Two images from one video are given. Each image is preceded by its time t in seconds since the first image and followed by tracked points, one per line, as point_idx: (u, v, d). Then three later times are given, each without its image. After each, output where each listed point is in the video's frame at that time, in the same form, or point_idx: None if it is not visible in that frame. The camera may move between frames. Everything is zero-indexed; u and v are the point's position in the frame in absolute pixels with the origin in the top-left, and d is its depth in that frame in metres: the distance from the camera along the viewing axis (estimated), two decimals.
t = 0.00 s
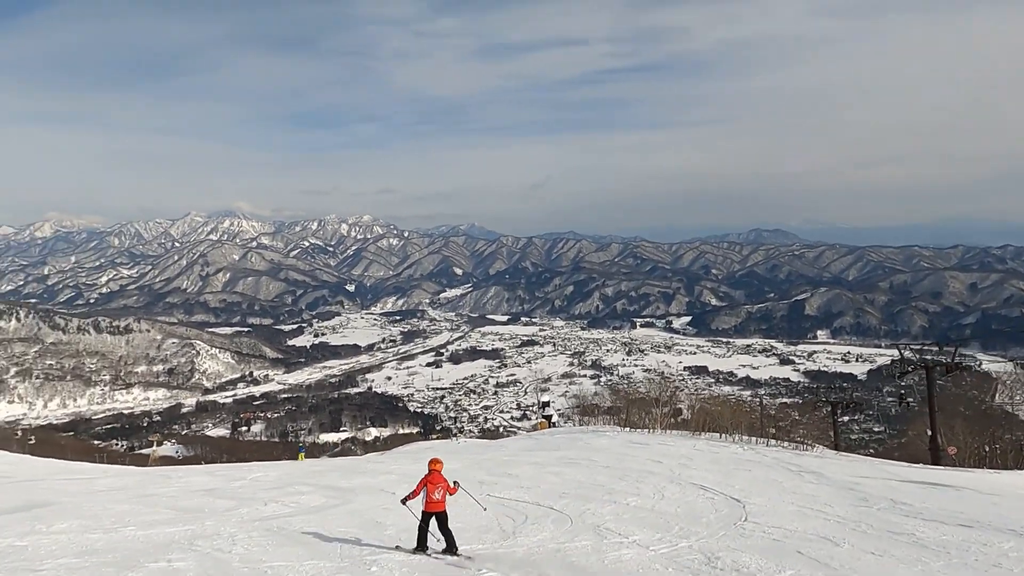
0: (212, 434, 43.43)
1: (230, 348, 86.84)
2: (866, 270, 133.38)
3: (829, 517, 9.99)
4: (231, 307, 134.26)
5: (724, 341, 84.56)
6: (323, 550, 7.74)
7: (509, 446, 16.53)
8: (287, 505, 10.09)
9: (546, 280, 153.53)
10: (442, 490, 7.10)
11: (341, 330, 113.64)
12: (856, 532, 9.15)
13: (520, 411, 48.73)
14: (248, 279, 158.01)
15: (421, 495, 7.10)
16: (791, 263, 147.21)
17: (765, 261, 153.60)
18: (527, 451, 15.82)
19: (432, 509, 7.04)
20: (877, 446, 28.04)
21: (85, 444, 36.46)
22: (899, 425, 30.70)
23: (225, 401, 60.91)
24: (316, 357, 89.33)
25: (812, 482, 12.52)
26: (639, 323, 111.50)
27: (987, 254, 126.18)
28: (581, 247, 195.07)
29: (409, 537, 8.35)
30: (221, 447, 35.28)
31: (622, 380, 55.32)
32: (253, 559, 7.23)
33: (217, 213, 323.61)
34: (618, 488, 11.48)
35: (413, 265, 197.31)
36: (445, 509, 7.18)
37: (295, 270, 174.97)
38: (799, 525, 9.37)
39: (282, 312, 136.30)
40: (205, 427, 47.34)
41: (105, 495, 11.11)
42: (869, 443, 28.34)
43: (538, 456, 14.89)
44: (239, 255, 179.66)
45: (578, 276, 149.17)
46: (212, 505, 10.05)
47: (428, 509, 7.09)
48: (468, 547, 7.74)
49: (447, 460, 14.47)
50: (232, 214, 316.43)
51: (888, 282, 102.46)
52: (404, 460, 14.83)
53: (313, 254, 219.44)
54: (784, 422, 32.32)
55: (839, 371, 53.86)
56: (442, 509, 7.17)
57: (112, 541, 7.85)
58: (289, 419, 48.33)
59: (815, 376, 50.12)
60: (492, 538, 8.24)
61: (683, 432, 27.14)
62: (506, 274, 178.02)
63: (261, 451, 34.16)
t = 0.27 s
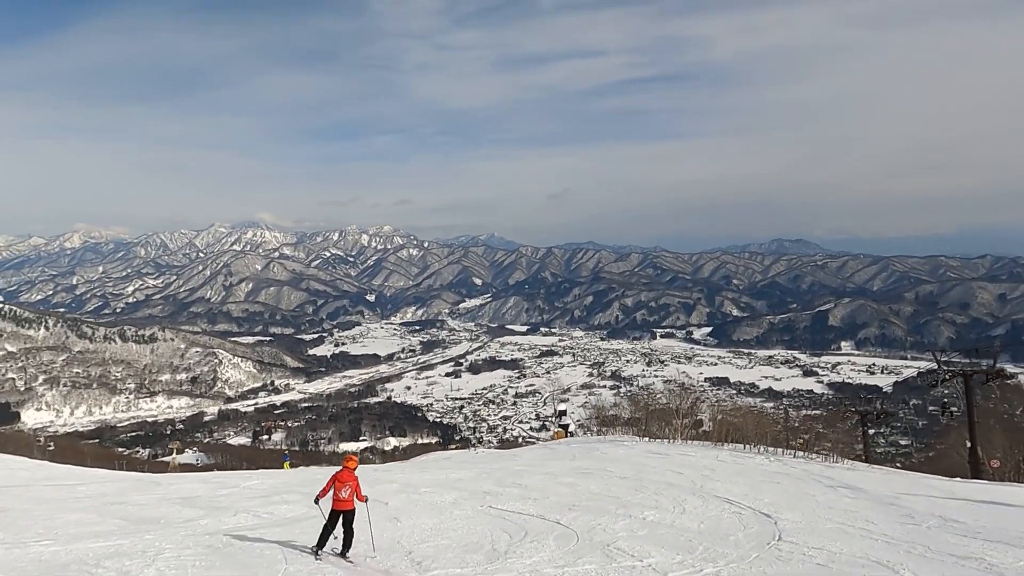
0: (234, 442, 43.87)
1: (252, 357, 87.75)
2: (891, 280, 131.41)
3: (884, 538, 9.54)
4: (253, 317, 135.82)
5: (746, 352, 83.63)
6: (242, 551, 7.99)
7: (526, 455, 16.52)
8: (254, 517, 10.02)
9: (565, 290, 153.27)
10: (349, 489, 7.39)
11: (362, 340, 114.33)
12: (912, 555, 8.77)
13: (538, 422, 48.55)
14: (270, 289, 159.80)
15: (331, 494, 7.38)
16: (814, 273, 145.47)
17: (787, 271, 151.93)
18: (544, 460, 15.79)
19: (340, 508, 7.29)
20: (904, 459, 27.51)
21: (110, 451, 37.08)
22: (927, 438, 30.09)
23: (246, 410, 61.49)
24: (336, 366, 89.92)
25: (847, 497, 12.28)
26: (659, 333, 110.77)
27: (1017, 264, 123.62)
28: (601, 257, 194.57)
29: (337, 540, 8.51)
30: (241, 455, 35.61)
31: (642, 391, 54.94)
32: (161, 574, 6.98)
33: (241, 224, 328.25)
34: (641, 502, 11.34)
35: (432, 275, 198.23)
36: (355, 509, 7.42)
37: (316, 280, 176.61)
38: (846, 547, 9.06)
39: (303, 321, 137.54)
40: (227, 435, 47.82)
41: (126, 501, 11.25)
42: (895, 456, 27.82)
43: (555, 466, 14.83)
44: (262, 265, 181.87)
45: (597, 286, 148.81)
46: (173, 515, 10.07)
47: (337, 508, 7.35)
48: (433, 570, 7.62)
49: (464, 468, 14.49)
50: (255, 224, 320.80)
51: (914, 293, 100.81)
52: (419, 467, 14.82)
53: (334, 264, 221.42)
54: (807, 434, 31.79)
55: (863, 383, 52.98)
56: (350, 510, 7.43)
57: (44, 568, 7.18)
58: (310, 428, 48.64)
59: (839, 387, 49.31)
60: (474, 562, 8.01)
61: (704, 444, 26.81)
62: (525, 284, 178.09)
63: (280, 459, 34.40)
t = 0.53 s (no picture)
0: (242, 455, 43.89)
1: (261, 370, 87.96)
2: (904, 295, 130.32)
3: (934, 564, 8.90)
4: (264, 330, 136.39)
5: (757, 367, 82.99)
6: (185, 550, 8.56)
7: (536, 469, 16.41)
8: (209, 538, 9.22)
9: (575, 304, 153.09)
10: (271, 503, 7.66)
11: (371, 353, 114.45)
12: None
13: (547, 437, 48.26)
14: (281, 303, 160.60)
15: (257, 504, 7.75)
16: (825, 288, 144.53)
17: (798, 285, 151.03)
18: (555, 474, 15.66)
19: (262, 521, 7.61)
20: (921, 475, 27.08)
21: (119, 464, 37.21)
22: (946, 454, 29.63)
23: (255, 423, 61.53)
24: (345, 380, 89.93)
25: (877, 513, 12.05)
26: (669, 348, 110.17)
27: None
28: (610, 271, 194.36)
29: (275, 543, 8.95)
30: (249, 468, 35.55)
31: (652, 406, 54.53)
32: None
33: (252, 238, 330.89)
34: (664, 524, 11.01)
35: (442, 289, 198.68)
36: (275, 526, 7.71)
37: (326, 293, 177.30)
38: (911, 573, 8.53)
39: (313, 335, 137.94)
40: (236, 448, 47.84)
41: (126, 511, 11.19)
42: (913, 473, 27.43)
43: (567, 481, 14.66)
44: (272, 278, 182.90)
45: (606, 300, 148.44)
46: (101, 538, 9.20)
47: (260, 519, 7.71)
48: None
49: (474, 481, 14.39)
50: (266, 238, 323.27)
51: (927, 308, 99.85)
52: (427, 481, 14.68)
53: (344, 278, 222.42)
54: (820, 451, 31.35)
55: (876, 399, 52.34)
56: (272, 524, 7.72)
57: None
58: (318, 442, 48.57)
59: (851, 403, 48.73)
60: None
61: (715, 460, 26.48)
62: (534, 298, 178.06)
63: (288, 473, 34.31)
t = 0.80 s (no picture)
0: (243, 461, 43.80)
1: (263, 376, 87.90)
2: (907, 302, 130.07)
3: None
4: (266, 335, 136.46)
5: (760, 374, 82.79)
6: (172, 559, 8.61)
7: (541, 476, 16.34)
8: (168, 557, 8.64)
9: (577, 310, 153.01)
10: (257, 517, 7.67)
11: (373, 359, 114.49)
12: None
13: (549, 443, 48.11)
14: (283, 308, 160.78)
15: (246, 518, 7.75)
16: (828, 294, 144.31)
17: (800, 292, 150.83)
18: (565, 481, 15.54)
19: (248, 535, 7.63)
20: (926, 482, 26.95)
21: (120, 469, 37.17)
22: (955, 462, 29.46)
23: (257, 428, 61.51)
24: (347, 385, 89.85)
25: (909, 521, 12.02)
26: (671, 354, 109.96)
27: None
28: (612, 277, 194.33)
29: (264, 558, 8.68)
30: (250, 474, 35.48)
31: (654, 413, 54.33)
32: None
33: (255, 243, 331.65)
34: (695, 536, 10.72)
35: (444, 295, 198.77)
36: (262, 540, 7.73)
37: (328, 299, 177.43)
38: None
39: (315, 340, 137.98)
40: (237, 454, 47.79)
41: (126, 519, 11.11)
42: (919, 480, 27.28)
43: (577, 489, 14.49)
44: (275, 284, 183.09)
45: (609, 306, 148.33)
46: (43, 558, 8.52)
47: (246, 533, 7.72)
48: None
49: (480, 489, 14.30)
50: (269, 244, 323.81)
51: (930, 315, 99.60)
52: (433, 488, 14.55)
53: (346, 284, 222.66)
54: (824, 458, 31.18)
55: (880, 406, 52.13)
56: (256, 538, 7.72)
57: None
58: (320, 448, 48.48)
59: (855, 411, 48.53)
60: None
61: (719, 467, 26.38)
62: (537, 304, 178.09)
63: (290, 479, 34.23)
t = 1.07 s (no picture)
0: (239, 465, 43.58)
1: (259, 379, 87.61)
2: (903, 306, 130.35)
3: None
4: (262, 339, 136.15)
5: (757, 379, 82.84)
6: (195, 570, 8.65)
7: (543, 482, 16.22)
8: None
9: (574, 314, 152.95)
10: (286, 536, 7.77)
11: (370, 363, 114.23)
12: None
13: (546, 447, 47.99)
14: (279, 311, 160.48)
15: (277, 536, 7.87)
16: (824, 299, 144.56)
17: (797, 296, 151.03)
18: (573, 488, 15.37)
19: (280, 554, 7.74)
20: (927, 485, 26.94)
21: (115, 473, 36.99)
22: (959, 467, 29.42)
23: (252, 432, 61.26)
24: (343, 389, 89.54)
25: (946, 533, 11.79)
26: (668, 358, 109.98)
27: None
28: (609, 281, 194.46)
29: None
30: (245, 478, 35.32)
31: (652, 416, 54.26)
32: None
33: (252, 247, 330.98)
34: (729, 552, 10.42)
35: (441, 298, 198.56)
36: (292, 558, 7.82)
37: (325, 302, 177.10)
38: None
39: (311, 343, 137.65)
40: (233, 457, 47.57)
41: (122, 531, 10.90)
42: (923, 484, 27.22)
43: (587, 498, 14.24)
44: (271, 287, 182.74)
45: (605, 310, 148.35)
46: None
47: (276, 551, 7.83)
48: None
49: (484, 497, 14.13)
50: (265, 247, 323.25)
51: (927, 319, 99.81)
52: (434, 497, 14.30)
53: (343, 287, 222.44)
54: (822, 463, 31.12)
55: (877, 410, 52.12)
56: (285, 557, 7.80)
57: None
58: (316, 451, 48.30)
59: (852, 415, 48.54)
60: None
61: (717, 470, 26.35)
62: (533, 308, 178.08)
63: (285, 483, 34.06)
